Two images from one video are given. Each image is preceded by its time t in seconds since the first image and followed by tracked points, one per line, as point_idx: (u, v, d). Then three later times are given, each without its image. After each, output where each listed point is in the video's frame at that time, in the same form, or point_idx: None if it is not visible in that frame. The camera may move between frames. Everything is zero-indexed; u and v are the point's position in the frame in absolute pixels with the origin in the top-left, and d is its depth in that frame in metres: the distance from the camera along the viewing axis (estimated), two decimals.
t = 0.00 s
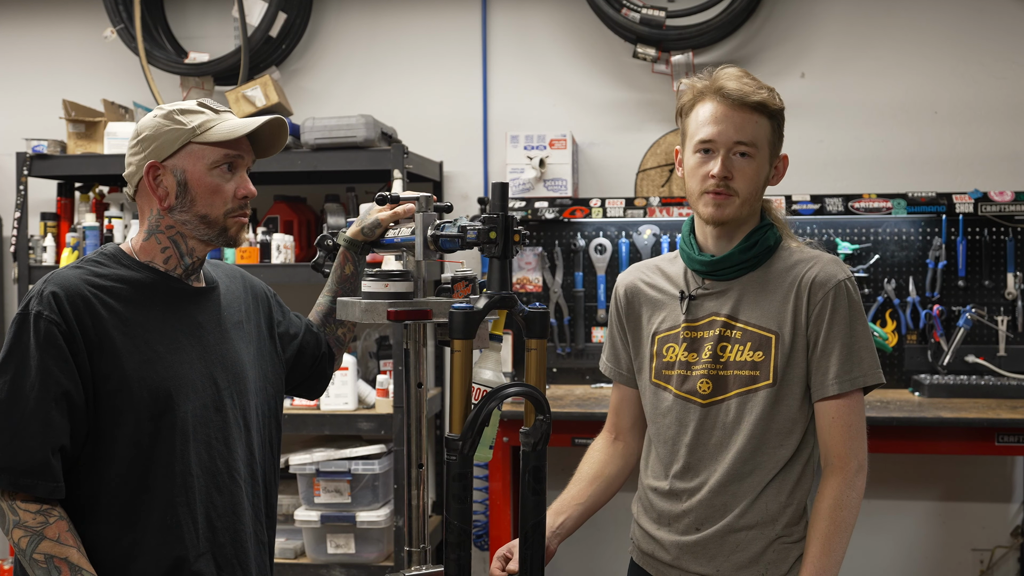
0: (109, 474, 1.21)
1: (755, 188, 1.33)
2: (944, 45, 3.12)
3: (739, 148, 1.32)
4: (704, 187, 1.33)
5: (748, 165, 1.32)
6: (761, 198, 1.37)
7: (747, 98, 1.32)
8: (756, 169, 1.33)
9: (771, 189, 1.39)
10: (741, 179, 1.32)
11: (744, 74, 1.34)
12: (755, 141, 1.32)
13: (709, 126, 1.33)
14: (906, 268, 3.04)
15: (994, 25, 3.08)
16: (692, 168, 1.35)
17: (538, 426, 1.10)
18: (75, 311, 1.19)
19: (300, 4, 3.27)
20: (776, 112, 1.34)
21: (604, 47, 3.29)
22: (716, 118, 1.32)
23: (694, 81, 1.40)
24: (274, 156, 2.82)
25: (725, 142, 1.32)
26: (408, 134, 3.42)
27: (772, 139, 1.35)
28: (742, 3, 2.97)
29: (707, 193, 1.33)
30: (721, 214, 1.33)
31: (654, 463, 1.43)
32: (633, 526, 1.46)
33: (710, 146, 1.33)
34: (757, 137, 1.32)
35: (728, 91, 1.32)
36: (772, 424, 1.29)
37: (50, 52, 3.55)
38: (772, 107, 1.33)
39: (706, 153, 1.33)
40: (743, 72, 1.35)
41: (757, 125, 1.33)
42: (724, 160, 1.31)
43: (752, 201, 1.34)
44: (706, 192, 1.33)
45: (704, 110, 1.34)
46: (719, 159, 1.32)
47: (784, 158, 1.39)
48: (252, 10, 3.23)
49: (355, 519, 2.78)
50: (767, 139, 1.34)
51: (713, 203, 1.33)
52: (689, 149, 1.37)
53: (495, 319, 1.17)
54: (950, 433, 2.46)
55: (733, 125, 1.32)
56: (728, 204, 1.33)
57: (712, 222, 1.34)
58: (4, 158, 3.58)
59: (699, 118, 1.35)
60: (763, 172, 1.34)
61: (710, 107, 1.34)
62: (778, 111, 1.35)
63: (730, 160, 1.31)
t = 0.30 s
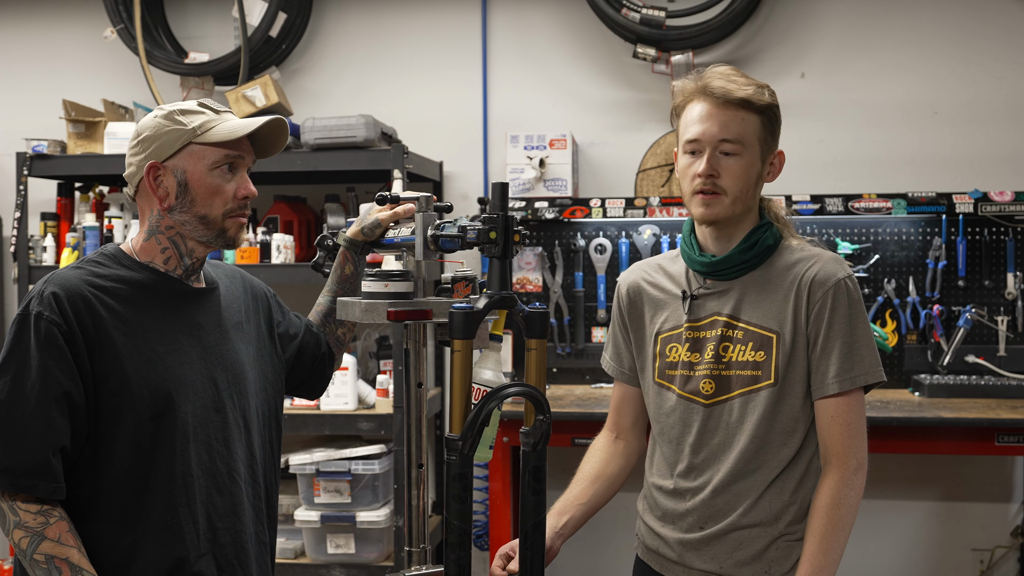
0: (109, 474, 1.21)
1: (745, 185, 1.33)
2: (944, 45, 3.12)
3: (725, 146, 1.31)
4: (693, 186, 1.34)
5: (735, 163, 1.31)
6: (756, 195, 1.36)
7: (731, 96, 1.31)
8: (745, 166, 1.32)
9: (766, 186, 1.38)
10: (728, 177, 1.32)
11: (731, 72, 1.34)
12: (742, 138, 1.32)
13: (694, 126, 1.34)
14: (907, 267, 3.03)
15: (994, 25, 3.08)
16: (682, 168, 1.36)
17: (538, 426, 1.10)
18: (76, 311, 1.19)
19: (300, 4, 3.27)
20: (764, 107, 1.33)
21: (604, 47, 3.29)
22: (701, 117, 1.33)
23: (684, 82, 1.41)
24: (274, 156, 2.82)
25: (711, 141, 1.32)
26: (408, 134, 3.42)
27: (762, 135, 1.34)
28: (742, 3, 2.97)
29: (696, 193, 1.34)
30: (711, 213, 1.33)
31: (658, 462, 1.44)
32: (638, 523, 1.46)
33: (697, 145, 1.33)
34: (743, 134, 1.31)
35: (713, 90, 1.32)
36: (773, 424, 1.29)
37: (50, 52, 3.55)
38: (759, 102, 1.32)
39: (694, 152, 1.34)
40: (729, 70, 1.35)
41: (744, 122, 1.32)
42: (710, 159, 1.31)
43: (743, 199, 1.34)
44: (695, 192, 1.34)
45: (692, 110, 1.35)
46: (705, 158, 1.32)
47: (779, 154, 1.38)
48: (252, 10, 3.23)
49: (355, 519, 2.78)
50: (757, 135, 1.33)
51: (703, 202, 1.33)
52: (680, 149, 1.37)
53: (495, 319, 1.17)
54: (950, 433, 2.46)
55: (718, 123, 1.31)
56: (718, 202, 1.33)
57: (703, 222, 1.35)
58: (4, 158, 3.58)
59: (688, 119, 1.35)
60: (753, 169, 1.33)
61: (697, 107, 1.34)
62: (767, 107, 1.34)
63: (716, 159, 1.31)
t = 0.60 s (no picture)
0: (109, 474, 1.21)
1: (714, 188, 1.33)
2: (943, 45, 3.12)
3: (687, 153, 1.33)
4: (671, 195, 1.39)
5: (698, 168, 1.33)
6: (736, 194, 1.35)
7: (686, 104, 1.32)
8: (710, 169, 1.32)
9: (746, 183, 1.35)
10: (693, 183, 1.33)
11: (694, 79, 1.35)
12: (702, 142, 1.32)
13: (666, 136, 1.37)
14: (907, 268, 3.04)
15: (994, 25, 3.08)
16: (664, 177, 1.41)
17: (538, 426, 1.10)
18: (77, 311, 1.20)
19: (300, 4, 3.27)
20: (724, 108, 1.31)
21: (604, 47, 3.29)
22: (669, 127, 1.35)
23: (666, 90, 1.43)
24: (274, 156, 2.82)
25: (674, 149, 1.34)
26: (408, 134, 3.42)
27: (728, 135, 1.32)
28: (742, 3, 2.97)
29: (674, 201, 1.38)
30: (687, 220, 1.37)
31: (667, 460, 1.44)
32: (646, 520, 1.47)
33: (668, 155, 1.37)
34: (704, 138, 1.32)
35: (673, 100, 1.34)
36: (779, 424, 1.29)
37: (49, 52, 3.55)
38: (716, 104, 1.31)
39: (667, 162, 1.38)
40: (697, 75, 1.35)
41: (703, 127, 1.32)
42: (674, 168, 1.35)
43: (716, 202, 1.34)
44: (672, 200, 1.38)
45: (665, 120, 1.38)
46: (671, 168, 1.35)
47: (757, 149, 1.34)
48: (252, 10, 3.22)
49: (355, 519, 2.78)
50: (722, 136, 1.32)
51: (679, 209, 1.38)
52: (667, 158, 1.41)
53: (495, 319, 1.17)
54: (950, 434, 2.46)
55: (679, 131, 1.34)
56: (690, 208, 1.36)
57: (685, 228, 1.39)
58: (3, 158, 3.58)
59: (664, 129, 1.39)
60: (722, 170, 1.33)
61: (667, 117, 1.37)
62: (730, 107, 1.31)
63: (680, 167, 1.34)
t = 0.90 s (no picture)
0: (113, 470, 1.21)
1: (708, 186, 1.33)
2: (943, 45, 3.12)
3: (678, 153, 1.34)
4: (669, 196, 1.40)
5: (689, 168, 1.34)
6: (730, 191, 1.35)
7: (676, 104, 1.33)
8: (701, 167, 1.33)
9: (740, 180, 1.35)
10: (687, 182, 1.34)
11: (684, 79, 1.35)
12: (693, 141, 1.32)
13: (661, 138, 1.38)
14: (907, 267, 3.04)
15: (994, 25, 3.08)
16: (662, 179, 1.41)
17: (538, 426, 1.10)
18: (84, 307, 1.20)
19: (301, 3, 3.27)
20: (713, 106, 1.32)
21: (604, 47, 3.29)
22: (662, 129, 1.37)
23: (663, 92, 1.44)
24: (274, 156, 2.83)
25: (667, 151, 1.36)
26: (409, 134, 3.42)
27: (718, 131, 1.32)
28: (742, 3, 2.97)
29: (672, 201, 1.39)
30: (684, 219, 1.37)
31: (676, 462, 1.45)
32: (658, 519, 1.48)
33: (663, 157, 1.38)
34: (696, 136, 1.32)
35: (663, 101, 1.36)
36: (781, 423, 1.29)
37: (49, 52, 3.55)
38: (706, 103, 1.32)
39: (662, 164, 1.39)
40: (687, 75, 1.36)
41: (694, 126, 1.32)
42: (668, 169, 1.36)
43: (711, 200, 1.34)
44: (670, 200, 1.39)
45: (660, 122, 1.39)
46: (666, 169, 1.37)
47: (750, 145, 1.34)
48: (252, 10, 3.22)
49: (355, 519, 2.78)
50: (711, 134, 1.32)
51: (677, 209, 1.38)
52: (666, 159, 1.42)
53: (495, 319, 1.18)
54: (950, 434, 2.46)
55: (671, 132, 1.35)
56: (686, 207, 1.36)
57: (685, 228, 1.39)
58: (4, 158, 3.58)
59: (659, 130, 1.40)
60: (716, 168, 1.33)
61: (660, 119, 1.38)
62: (719, 104, 1.32)
63: (674, 168, 1.35)
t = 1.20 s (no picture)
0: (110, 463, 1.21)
1: (712, 185, 1.33)
2: (943, 45, 3.12)
3: (683, 154, 1.34)
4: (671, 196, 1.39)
5: (694, 168, 1.34)
6: (733, 191, 1.35)
7: (680, 103, 1.33)
8: (706, 166, 1.33)
9: (745, 179, 1.36)
10: (692, 181, 1.34)
11: (688, 79, 1.36)
12: (698, 141, 1.32)
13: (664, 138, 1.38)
14: (907, 267, 3.04)
15: (994, 25, 3.08)
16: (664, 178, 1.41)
17: (538, 426, 1.10)
18: (81, 299, 1.20)
19: (300, 4, 3.27)
20: (717, 105, 1.32)
21: (604, 47, 3.29)
22: (666, 130, 1.37)
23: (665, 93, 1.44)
24: (275, 156, 2.83)
25: (671, 151, 1.35)
26: (409, 134, 3.42)
27: (722, 131, 1.33)
28: (742, 3, 2.97)
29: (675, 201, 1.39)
30: (689, 219, 1.37)
31: (681, 462, 1.45)
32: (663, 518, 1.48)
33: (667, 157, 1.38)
34: (699, 136, 1.32)
35: (667, 99, 1.35)
36: (780, 423, 1.29)
37: (49, 52, 3.55)
38: (709, 103, 1.32)
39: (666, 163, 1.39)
40: (690, 76, 1.36)
41: (698, 126, 1.33)
42: (673, 168, 1.36)
43: (716, 199, 1.34)
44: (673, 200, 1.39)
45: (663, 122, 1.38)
46: (670, 168, 1.36)
47: (755, 143, 1.34)
48: (252, 10, 3.22)
49: (355, 519, 2.78)
50: (716, 133, 1.32)
51: (681, 209, 1.38)
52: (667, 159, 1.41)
53: (495, 318, 1.18)
54: (951, 434, 2.46)
55: (675, 132, 1.35)
56: (691, 207, 1.37)
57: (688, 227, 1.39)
58: (4, 158, 3.58)
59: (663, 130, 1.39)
60: (720, 167, 1.33)
61: (665, 119, 1.38)
62: (722, 103, 1.32)
63: (678, 167, 1.35)
